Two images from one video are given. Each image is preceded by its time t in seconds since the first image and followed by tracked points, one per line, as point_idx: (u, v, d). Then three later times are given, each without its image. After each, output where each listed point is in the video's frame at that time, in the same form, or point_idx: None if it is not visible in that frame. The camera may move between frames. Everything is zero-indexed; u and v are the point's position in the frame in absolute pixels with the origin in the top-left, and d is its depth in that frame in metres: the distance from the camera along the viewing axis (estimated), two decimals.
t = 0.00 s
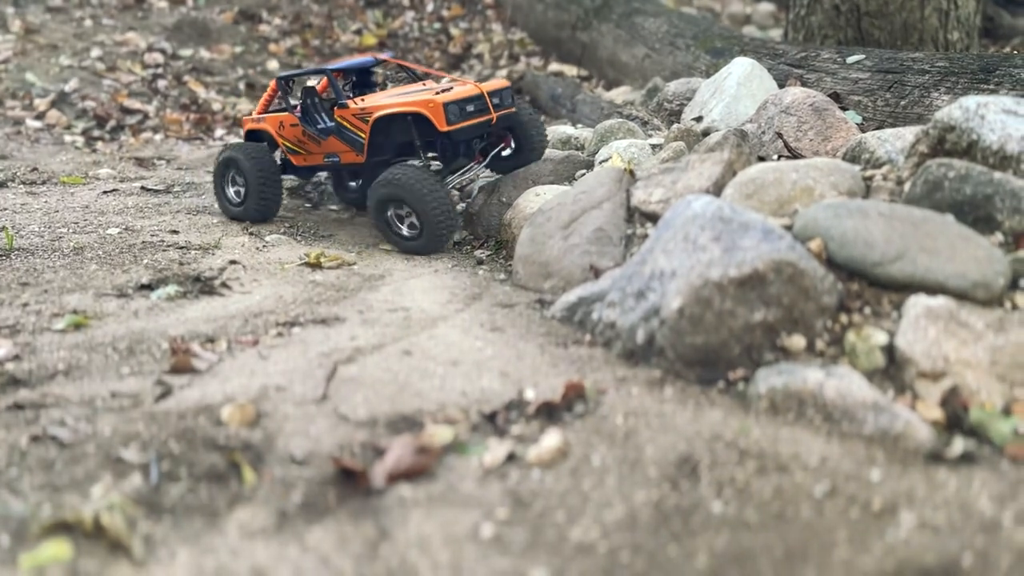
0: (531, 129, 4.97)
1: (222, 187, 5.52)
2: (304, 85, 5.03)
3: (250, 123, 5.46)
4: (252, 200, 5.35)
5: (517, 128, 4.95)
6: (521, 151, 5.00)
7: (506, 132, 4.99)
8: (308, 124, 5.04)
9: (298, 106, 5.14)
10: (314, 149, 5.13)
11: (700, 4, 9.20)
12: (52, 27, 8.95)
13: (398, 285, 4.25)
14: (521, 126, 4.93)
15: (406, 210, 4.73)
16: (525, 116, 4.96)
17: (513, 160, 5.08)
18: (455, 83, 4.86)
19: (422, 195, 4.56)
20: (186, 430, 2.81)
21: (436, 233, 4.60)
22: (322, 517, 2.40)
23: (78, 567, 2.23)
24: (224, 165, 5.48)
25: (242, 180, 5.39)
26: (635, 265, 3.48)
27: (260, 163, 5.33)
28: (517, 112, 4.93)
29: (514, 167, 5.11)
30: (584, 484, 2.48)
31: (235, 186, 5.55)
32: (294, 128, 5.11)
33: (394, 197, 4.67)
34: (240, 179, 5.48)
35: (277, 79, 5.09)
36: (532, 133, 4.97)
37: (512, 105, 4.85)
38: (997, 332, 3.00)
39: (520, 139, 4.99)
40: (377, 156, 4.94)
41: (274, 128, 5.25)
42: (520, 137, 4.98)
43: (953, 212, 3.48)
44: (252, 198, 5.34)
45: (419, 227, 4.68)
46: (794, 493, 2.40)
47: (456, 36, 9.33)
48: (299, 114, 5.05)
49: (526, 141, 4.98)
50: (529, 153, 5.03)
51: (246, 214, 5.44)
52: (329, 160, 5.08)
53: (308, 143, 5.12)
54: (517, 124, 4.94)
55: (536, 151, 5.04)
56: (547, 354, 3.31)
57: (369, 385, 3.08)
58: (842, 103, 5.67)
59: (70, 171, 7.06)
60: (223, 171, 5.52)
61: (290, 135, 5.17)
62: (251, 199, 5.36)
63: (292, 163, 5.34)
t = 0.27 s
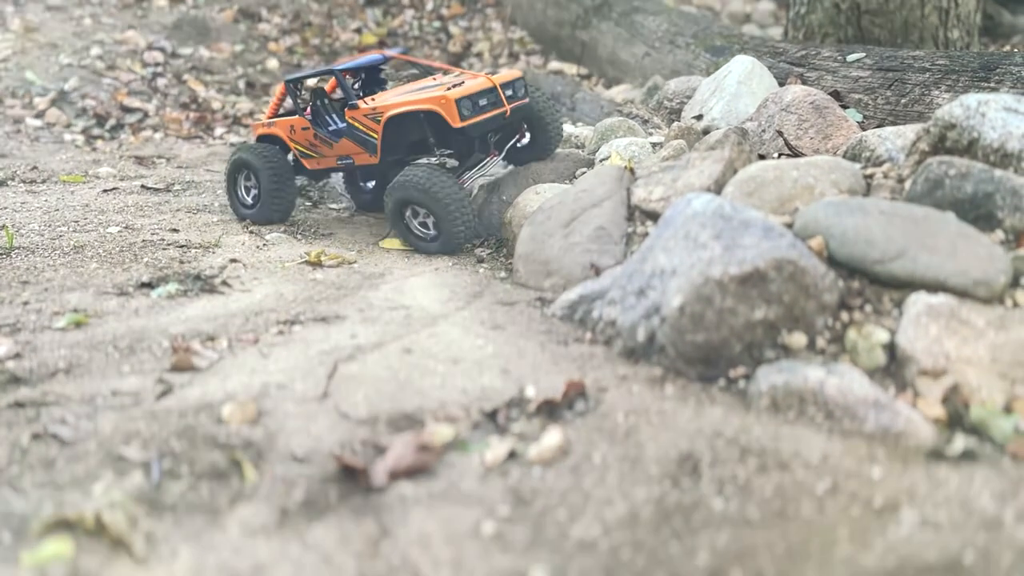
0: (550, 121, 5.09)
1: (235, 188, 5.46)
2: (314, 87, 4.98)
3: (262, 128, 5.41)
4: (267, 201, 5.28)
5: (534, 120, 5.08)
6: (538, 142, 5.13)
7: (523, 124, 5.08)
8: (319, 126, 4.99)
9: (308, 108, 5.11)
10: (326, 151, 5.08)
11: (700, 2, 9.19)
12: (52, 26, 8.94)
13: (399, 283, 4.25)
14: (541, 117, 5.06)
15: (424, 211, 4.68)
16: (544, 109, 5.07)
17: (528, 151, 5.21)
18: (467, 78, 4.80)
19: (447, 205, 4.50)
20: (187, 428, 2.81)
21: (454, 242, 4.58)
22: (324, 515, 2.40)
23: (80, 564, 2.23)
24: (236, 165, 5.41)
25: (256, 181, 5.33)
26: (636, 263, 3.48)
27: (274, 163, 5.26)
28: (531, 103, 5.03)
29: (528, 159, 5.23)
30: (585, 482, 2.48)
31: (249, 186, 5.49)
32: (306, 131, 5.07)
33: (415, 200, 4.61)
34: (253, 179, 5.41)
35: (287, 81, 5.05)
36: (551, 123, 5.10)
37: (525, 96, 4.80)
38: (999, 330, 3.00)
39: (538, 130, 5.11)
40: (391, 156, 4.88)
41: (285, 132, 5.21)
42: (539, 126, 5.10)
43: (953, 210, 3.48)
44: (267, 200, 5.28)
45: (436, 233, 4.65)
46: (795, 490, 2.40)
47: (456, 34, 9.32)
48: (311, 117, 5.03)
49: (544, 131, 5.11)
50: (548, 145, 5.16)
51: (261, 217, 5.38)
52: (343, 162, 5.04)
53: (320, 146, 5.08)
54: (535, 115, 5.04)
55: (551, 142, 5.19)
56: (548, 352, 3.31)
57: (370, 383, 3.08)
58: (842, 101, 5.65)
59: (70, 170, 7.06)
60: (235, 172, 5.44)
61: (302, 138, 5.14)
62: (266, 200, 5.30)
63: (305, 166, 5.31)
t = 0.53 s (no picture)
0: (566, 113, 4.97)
1: (246, 187, 5.36)
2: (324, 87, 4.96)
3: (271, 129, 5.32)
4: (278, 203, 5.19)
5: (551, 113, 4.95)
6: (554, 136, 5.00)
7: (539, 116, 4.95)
8: (331, 126, 4.95)
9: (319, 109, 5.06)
10: (339, 152, 5.03)
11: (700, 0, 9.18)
12: (52, 24, 8.94)
13: (399, 280, 4.25)
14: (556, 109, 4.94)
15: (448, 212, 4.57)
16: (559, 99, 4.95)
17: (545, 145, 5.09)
18: (479, 74, 4.78)
19: (483, 219, 4.42)
20: (187, 424, 2.81)
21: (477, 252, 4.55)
22: (323, 510, 2.40)
23: (80, 558, 2.23)
24: (248, 164, 5.31)
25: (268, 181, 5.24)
26: (636, 259, 3.48)
27: (287, 164, 5.16)
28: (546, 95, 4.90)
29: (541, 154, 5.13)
30: (585, 477, 2.48)
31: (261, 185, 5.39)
32: (317, 132, 5.02)
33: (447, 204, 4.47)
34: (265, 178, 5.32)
35: (297, 81, 5.02)
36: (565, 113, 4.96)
37: (539, 91, 4.80)
38: (998, 325, 3.00)
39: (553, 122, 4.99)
40: (405, 155, 4.84)
41: (296, 134, 5.15)
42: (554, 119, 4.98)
43: (953, 206, 3.47)
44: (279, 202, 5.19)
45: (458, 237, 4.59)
46: (794, 485, 2.40)
47: (456, 32, 9.32)
48: (322, 117, 4.99)
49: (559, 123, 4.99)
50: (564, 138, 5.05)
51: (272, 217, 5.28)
52: (356, 162, 4.99)
53: (333, 147, 5.03)
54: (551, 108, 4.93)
55: (568, 138, 5.08)
56: (548, 348, 3.31)
57: (370, 378, 3.09)
58: (842, 98, 5.64)
59: (70, 167, 7.06)
60: (248, 170, 5.35)
61: (314, 139, 5.09)
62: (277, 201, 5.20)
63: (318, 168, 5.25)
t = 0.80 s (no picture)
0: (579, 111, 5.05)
1: (257, 185, 5.31)
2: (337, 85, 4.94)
3: (283, 127, 5.28)
4: (289, 203, 5.14)
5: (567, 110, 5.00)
6: (568, 134, 5.06)
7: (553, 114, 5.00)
8: (344, 124, 4.92)
9: (331, 106, 5.04)
10: (352, 150, 5.00)
11: None
12: (52, 22, 8.93)
13: (401, 277, 4.25)
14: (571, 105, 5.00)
15: (471, 210, 4.54)
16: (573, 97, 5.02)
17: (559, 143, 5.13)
18: (493, 70, 4.77)
19: (511, 224, 4.44)
20: (190, 419, 2.81)
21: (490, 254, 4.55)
22: (327, 505, 2.40)
23: (83, 553, 2.23)
24: (260, 161, 5.24)
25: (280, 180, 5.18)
26: (638, 255, 3.47)
27: (300, 164, 5.10)
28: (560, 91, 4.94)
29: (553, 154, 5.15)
30: (588, 472, 2.48)
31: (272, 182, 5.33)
32: (330, 130, 4.99)
33: (477, 203, 4.45)
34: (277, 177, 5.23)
35: (309, 79, 5.00)
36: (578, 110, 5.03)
37: (554, 86, 4.81)
38: (1001, 321, 3.00)
39: (566, 120, 5.04)
40: (419, 153, 4.83)
41: (309, 132, 5.12)
42: (568, 115, 5.03)
43: (955, 202, 3.47)
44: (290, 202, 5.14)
45: (472, 237, 4.57)
46: (797, 480, 2.40)
47: (456, 30, 9.32)
48: (335, 115, 4.96)
49: (573, 120, 5.04)
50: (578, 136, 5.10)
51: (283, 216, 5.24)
52: (369, 160, 4.97)
53: (346, 144, 4.99)
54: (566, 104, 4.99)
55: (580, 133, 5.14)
56: (550, 344, 3.31)
57: (372, 374, 3.09)
58: (844, 95, 5.64)
59: (71, 165, 7.06)
60: (260, 168, 5.28)
61: (327, 137, 5.05)
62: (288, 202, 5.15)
63: (331, 167, 5.22)
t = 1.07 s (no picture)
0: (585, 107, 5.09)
1: (260, 184, 5.30)
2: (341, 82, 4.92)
3: (288, 125, 5.26)
4: (293, 202, 5.14)
5: (572, 106, 5.04)
6: (574, 129, 5.07)
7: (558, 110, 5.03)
8: (347, 120, 4.90)
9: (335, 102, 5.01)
10: (355, 146, 4.96)
11: None
12: (52, 20, 8.94)
13: (401, 274, 4.25)
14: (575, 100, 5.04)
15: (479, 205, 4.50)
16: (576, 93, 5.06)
17: (564, 140, 5.15)
18: (499, 65, 4.77)
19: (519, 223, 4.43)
20: (191, 415, 2.81)
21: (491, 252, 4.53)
22: (328, 501, 2.40)
23: (85, 549, 2.23)
24: (264, 160, 5.23)
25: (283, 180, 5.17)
26: (639, 253, 3.48)
27: (304, 165, 5.09)
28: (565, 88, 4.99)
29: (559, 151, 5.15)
30: (589, 468, 2.49)
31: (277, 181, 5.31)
32: (334, 125, 4.96)
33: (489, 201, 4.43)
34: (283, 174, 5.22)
35: (314, 75, 5.00)
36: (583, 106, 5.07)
37: (560, 83, 4.80)
38: (1001, 318, 3.00)
39: (572, 117, 5.06)
40: (422, 149, 4.79)
41: (313, 128, 5.09)
42: (573, 110, 5.06)
43: (956, 199, 3.47)
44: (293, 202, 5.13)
45: (475, 233, 4.54)
46: (798, 476, 2.40)
47: (456, 28, 9.32)
48: (339, 111, 4.93)
49: (578, 116, 5.06)
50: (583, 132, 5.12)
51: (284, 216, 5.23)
52: (371, 157, 4.93)
53: (349, 140, 4.96)
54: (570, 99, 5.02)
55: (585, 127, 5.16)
56: (551, 341, 3.32)
57: (373, 371, 3.09)
58: (845, 93, 5.58)
59: (71, 163, 7.06)
60: (264, 167, 5.27)
61: (331, 133, 5.02)
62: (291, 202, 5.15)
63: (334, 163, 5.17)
